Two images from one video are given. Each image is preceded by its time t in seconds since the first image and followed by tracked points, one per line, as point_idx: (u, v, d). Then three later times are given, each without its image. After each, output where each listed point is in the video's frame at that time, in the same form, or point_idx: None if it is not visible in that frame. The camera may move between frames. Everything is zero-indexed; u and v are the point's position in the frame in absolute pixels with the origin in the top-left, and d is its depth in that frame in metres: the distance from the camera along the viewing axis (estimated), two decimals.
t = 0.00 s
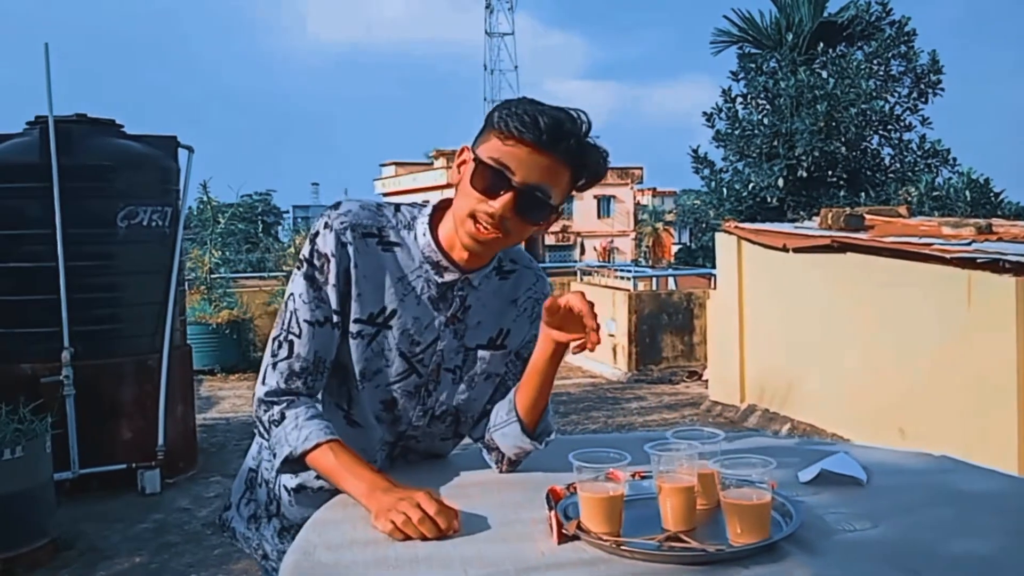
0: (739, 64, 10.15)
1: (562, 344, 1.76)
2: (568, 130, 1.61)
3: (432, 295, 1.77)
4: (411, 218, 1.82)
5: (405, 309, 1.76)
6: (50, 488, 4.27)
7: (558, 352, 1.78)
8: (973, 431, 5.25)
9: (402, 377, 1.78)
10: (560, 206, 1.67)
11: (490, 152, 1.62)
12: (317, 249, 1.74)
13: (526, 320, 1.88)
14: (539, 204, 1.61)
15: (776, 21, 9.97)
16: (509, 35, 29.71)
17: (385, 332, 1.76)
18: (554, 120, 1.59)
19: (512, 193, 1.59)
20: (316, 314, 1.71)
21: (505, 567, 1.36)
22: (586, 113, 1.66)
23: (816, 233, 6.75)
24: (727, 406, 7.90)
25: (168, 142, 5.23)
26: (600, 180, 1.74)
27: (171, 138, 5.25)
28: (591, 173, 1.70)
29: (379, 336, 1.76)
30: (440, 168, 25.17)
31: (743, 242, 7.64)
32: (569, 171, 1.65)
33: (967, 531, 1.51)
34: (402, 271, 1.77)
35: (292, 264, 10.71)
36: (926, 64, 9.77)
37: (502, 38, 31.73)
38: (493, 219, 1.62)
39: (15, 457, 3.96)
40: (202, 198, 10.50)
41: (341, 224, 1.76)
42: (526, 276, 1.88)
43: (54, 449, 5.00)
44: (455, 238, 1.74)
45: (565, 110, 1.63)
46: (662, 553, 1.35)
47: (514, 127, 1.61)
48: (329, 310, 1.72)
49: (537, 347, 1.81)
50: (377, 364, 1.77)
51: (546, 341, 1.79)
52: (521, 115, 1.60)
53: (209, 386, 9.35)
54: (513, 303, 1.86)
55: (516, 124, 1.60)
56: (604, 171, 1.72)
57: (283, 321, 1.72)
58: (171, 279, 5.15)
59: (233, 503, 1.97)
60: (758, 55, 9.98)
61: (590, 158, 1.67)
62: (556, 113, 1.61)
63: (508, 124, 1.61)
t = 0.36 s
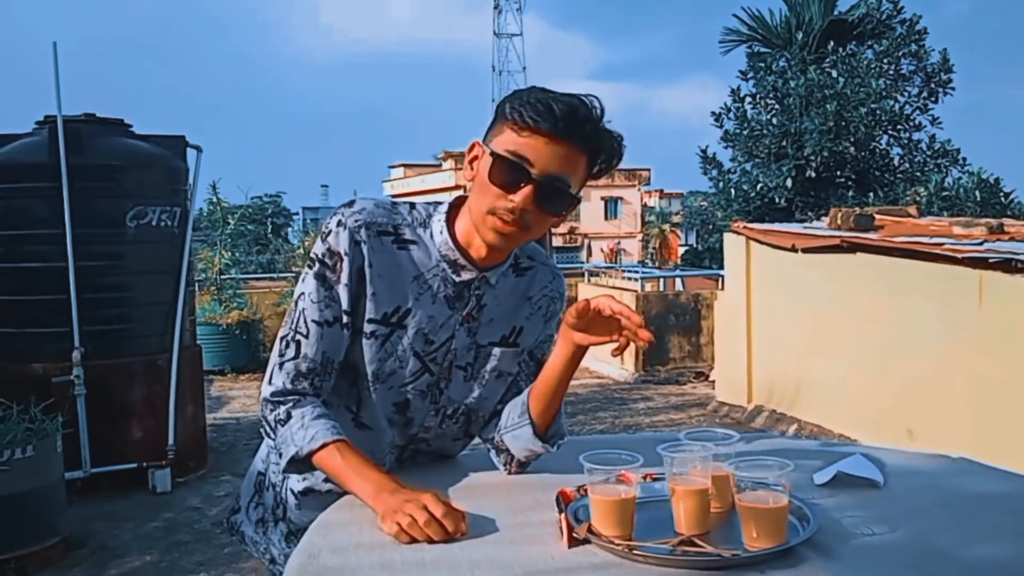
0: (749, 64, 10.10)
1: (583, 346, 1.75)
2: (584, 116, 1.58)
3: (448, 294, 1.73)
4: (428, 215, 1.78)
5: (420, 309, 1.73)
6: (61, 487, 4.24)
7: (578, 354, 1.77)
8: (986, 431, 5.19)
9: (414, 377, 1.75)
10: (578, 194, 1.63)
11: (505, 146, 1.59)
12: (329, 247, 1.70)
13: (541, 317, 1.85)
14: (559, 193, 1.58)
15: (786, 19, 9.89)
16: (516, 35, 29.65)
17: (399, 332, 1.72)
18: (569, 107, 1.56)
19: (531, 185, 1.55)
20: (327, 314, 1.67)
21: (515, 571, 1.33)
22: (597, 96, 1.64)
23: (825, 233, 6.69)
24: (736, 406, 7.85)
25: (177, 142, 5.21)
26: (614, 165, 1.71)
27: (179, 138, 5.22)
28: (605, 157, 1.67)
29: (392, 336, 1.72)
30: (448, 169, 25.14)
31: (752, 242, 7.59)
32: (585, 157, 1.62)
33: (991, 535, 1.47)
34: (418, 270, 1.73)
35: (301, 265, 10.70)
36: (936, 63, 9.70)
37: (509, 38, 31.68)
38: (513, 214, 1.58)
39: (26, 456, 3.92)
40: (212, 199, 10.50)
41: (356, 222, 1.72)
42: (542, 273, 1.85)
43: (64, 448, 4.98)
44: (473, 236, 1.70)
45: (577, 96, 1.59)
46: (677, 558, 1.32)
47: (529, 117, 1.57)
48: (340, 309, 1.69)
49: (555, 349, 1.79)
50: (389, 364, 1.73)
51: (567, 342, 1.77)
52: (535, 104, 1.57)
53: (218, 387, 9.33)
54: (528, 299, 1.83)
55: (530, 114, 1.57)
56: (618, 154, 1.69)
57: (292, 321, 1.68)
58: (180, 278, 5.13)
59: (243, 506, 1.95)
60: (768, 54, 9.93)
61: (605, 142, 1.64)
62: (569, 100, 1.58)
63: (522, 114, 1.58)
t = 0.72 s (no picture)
0: (755, 63, 10.08)
1: (597, 347, 1.73)
2: (589, 112, 1.55)
3: (449, 291, 1.73)
4: (427, 212, 1.77)
5: (421, 306, 1.72)
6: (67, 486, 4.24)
7: (591, 354, 1.76)
8: (992, 431, 5.17)
9: (418, 376, 1.73)
10: (580, 191, 1.62)
11: (507, 142, 1.57)
12: (329, 244, 1.69)
13: (544, 316, 1.84)
14: (561, 189, 1.56)
15: (792, 18, 9.86)
16: (520, 34, 29.60)
17: (401, 330, 1.71)
18: (573, 104, 1.54)
19: (533, 182, 1.54)
20: (329, 311, 1.66)
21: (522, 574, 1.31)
22: (602, 91, 1.61)
23: (831, 233, 6.66)
24: (740, 407, 7.83)
25: (183, 141, 5.20)
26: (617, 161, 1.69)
27: (186, 137, 5.22)
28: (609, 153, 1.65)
29: (394, 334, 1.71)
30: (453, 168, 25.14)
31: (757, 242, 7.56)
32: (588, 153, 1.60)
33: (1003, 538, 1.45)
34: (418, 267, 1.72)
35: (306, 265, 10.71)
36: (943, 62, 9.67)
37: (514, 38, 31.65)
38: (514, 211, 1.57)
39: (33, 455, 3.92)
40: (218, 199, 10.51)
41: (354, 219, 1.71)
42: (546, 271, 1.84)
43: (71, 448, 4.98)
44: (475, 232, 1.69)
45: (581, 91, 1.57)
46: (686, 561, 1.30)
47: (531, 114, 1.55)
48: (343, 307, 1.68)
49: (567, 350, 1.77)
50: (391, 363, 1.71)
51: (581, 342, 1.75)
52: (538, 100, 1.55)
53: (224, 387, 9.32)
54: (531, 297, 1.82)
55: (533, 109, 1.55)
56: (622, 150, 1.67)
57: (295, 320, 1.67)
58: (186, 279, 5.12)
59: (249, 507, 1.93)
60: (774, 53, 9.91)
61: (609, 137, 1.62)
62: (573, 95, 1.56)
63: (525, 110, 1.56)
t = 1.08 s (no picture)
0: (757, 61, 10.08)
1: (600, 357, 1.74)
2: (614, 125, 1.55)
3: (451, 290, 1.73)
4: (429, 212, 1.77)
5: (423, 305, 1.72)
6: (68, 485, 4.24)
7: (594, 363, 1.76)
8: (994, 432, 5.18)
9: (420, 376, 1.73)
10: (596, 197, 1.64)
11: (536, 163, 1.54)
12: (330, 245, 1.69)
13: (546, 314, 1.84)
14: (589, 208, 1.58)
15: (795, 17, 9.86)
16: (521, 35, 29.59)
17: (403, 330, 1.72)
18: (604, 124, 1.53)
19: (571, 208, 1.54)
20: (332, 313, 1.67)
21: (526, 573, 1.32)
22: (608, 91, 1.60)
23: (833, 232, 6.66)
24: (741, 405, 7.83)
25: (185, 141, 5.21)
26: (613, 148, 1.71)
27: (188, 137, 5.22)
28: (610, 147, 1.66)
29: (396, 335, 1.71)
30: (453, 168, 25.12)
31: (758, 242, 7.56)
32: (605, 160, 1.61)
33: (1006, 538, 1.45)
34: (420, 268, 1.72)
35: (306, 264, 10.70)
36: (945, 61, 9.66)
37: (516, 38, 31.65)
38: (548, 234, 1.58)
39: (34, 455, 3.92)
40: (219, 199, 10.51)
41: (355, 219, 1.71)
42: (547, 269, 1.84)
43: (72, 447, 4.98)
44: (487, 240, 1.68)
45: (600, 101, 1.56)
46: (689, 560, 1.31)
47: (558, 133, 1.53)
48: (346, 308, 1.68)
49: (572, 355, 1.78)
50: (394, 363, 1.72)
51: (585, 349, 1.76)
52: (569, 122, 1.52)
53: (224, 386, 9.32)
54: (533, 295, 1.82)
55: (564, 130, 1.52)
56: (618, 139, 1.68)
57: (298, 322, 1.67)
58: (187, 278, 5.12)
59: (254, 508, 1.94)
60: (776, 52, 9.91)
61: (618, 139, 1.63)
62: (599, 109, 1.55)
63: (554, 129, 1.53)
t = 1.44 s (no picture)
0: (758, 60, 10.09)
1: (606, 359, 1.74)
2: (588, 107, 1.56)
3: (449, 292, 1.73)
4: (427, 213, 1.78)
5: (423, 307, 1.73)
6: (69, 485, 4.25)
7: (598, 366, 1.75)
8: (995, 432, 5.18)
9: (421, 378, 1.74)
10: (582, 184, 1.62)
11: (505, 140, 1.57)
12: (329, 248, 1.70)
13: (547, 314, 1.84)
14: (563, 185, 1.57)
15: (796, 16, 9.86)
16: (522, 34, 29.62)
17: (403, 332, 1.72)
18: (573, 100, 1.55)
19: (536, 179, 1.54)
20: (332, 315, 1.67)
21: (529, 574, 1.32)
22: (597, 83, 1.62)
23: (833, 231, 6.66)
24: (741, 404, 7.83)
25: (185, 140, 5.21)
26: (620, 150, 1.69)
27: (189, 136, 5.22)
28: (607, 144, 1.65)
29: (396, 337, 1.72)
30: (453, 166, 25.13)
31: (759, 241, 7.56)
32: (589, 146, 1.60)
33: (1006, 538, 1.46)
34: (419, 269, 1.73)
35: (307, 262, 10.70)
36: (945, 60, 9.67)
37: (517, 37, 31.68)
38: (517, 210, 1.57)
39: (34, 455, 3.93)
40: (220, 198, 10.52)
41: (354, 222, 1.72)
42: (547, 269, 1.85)
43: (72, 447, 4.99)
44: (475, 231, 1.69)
45: (577, 86, 1.58)
46: (691, 560, 1.31)
47: (530, 112, 1.55)
48: (346, 310, 1.69)
49: (576, 359, 1.77)
50: (394, 365, 1.72)
51: (589, 351, 1.75)
52: (536, 97, 1.55)
53: (225, 385, 9.33)
54: (533, 296, 1.83)
55: (532, 106, 1.55)
56: (620, 138, 1.67)
57: (299, 325, 1.68)
58: (187, 278, 5.13)
59: (256, 509, 1.94)
60: (776, 51, 9.92)
61: (607, 129, 1.62)
62: (572, 91, 1.57)
63: (523, 107, 1.56)
